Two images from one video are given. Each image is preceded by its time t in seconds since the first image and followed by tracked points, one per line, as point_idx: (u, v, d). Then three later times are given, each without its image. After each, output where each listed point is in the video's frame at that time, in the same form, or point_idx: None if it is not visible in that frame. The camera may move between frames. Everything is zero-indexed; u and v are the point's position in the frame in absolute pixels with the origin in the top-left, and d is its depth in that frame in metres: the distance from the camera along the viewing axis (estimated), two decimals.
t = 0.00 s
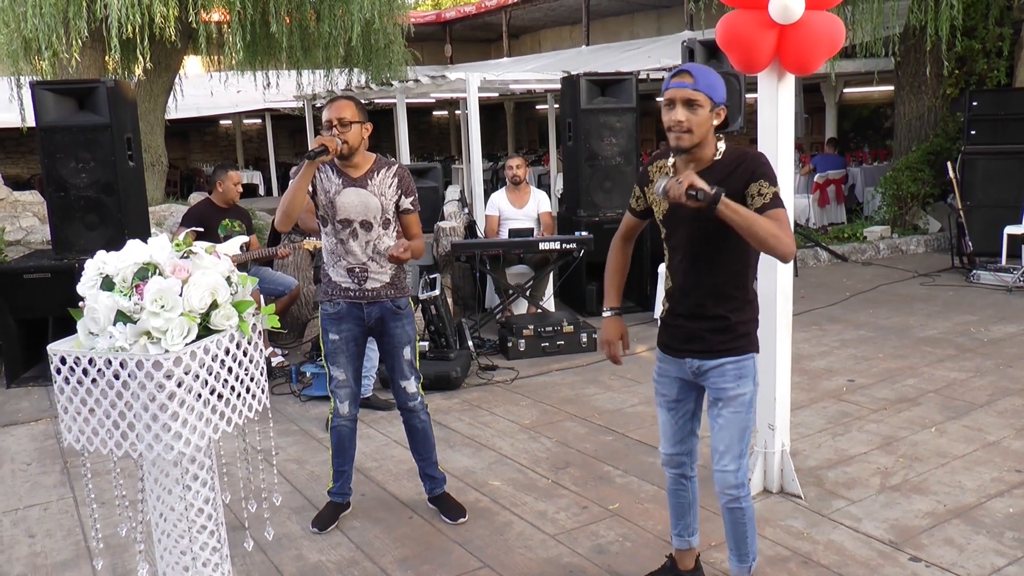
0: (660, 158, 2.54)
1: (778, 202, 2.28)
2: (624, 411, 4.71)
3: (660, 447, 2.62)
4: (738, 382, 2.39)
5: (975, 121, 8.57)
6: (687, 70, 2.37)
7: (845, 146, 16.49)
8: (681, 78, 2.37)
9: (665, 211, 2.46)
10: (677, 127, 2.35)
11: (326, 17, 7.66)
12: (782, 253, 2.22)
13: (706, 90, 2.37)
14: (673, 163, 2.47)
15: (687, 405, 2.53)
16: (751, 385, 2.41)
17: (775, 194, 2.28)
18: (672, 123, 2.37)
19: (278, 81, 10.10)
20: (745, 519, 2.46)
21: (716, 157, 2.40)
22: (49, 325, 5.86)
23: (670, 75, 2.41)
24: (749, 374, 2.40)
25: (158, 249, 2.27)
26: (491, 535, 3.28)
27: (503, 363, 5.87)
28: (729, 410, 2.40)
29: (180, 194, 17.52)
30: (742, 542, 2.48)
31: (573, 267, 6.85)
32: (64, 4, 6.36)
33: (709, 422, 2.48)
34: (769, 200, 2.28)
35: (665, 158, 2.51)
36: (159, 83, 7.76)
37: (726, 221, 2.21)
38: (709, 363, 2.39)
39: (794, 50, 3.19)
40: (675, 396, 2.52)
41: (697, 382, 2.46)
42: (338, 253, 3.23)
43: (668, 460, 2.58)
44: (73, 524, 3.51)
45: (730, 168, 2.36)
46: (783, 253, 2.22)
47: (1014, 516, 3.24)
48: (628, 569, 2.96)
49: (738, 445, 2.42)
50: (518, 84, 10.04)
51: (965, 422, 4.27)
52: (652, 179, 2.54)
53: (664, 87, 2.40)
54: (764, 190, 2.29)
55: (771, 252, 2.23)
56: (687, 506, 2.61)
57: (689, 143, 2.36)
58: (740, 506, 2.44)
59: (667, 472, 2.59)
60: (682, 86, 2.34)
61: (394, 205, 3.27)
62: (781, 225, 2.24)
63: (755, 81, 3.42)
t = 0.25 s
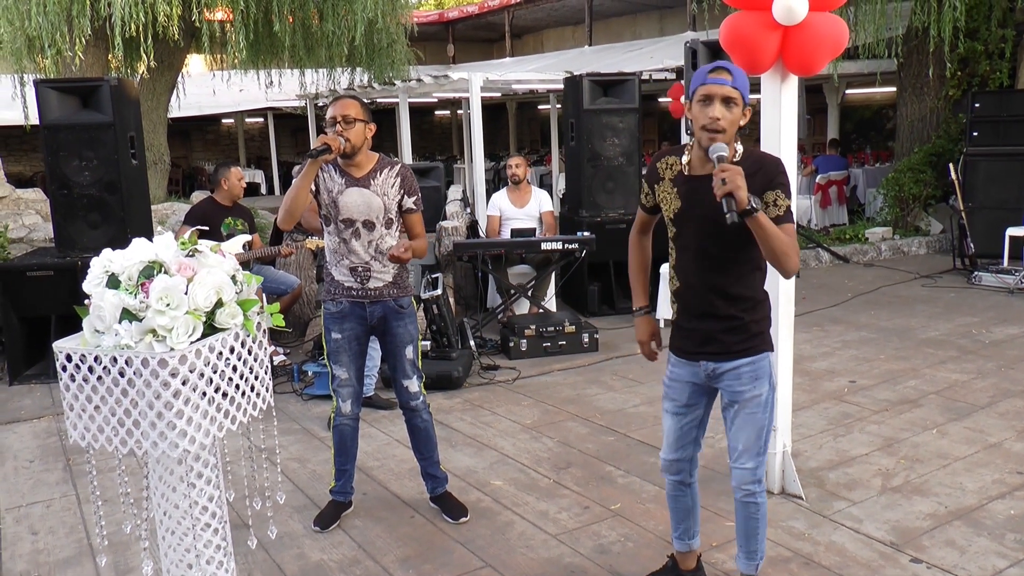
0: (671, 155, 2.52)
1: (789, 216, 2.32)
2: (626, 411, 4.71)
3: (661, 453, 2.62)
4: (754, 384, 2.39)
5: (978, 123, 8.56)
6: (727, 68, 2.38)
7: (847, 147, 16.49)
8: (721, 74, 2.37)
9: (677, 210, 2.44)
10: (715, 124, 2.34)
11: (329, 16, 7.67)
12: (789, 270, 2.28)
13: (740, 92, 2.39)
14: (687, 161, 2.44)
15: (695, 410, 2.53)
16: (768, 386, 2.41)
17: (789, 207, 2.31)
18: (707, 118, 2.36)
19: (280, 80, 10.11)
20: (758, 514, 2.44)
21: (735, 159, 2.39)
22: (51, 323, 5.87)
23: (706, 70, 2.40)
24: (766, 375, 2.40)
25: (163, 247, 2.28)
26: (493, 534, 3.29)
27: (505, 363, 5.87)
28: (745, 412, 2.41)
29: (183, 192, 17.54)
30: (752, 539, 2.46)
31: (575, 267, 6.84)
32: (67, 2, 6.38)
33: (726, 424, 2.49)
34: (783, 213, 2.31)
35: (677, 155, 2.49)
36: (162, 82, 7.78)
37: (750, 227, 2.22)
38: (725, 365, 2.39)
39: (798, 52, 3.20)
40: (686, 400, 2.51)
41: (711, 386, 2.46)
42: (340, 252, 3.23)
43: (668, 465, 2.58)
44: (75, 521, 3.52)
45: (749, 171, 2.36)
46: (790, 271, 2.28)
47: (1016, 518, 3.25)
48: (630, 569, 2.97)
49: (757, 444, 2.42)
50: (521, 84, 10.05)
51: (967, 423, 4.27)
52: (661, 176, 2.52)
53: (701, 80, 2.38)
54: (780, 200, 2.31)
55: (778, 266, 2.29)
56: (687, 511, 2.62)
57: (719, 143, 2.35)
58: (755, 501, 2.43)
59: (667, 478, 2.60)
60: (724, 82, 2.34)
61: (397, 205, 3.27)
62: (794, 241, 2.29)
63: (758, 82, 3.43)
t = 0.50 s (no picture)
0: (677, 159, 2.52)
1: (795, 222, 2.32)
2: (627, 412, 4.71)
3: (643, 456, 2.59)
4: (763, 387, 2.40)
5: (979, 123, 8.56)
6: (742, 75, 2.38)
7: (848, 147, 16.49)
8: (736, 81, 2.37)
9: (683, 214, 2.45)
10: (727, 132, 2.35)
11: (330, 18, 7.68)
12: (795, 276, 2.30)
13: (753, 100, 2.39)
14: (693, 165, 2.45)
15: (691, 415, 2.51)
16: (776, 388, 2.42)
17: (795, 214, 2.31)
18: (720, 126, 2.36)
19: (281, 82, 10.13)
20: (767, 510, 2.44)
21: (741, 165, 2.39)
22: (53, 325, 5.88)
23: (721, 76, 2.40)
24: (774, 377, 2.40)
25: (164, 249, 2.29)
26: (494, 535, 3.29)
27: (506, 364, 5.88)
28: (756, 415, 2.41)
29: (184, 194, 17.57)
30: (759, 535, 2.46)
31: (576, 269, 6.85)
32: (68, 5, 6.39)
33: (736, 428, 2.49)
34: (789, 219, 2.31)
35: (682, 160, 2.49)
36: (163, 84, 7.79)
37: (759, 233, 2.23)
38: (734, 370, 2.40)
39: (798, 52, 3.20)
40: (685, 405, 2.49)
41: (717, 391, 2.46)
42: (342, 253, 3.24)
43: (652, 471, 2.55)
44: (77, 523, 3.52)
45: (755, 177, 2.37)
46: (797, 276, 2.30)
47: (1017, 518, 3.25)
48: (631, 570, 2.97)
49: (770, 445, 2.41)
50: (521, 86, 10.06)
51: (968, 424, 4.27)
52: (667, 180, 2.53)
53: (716, 86, 2.38)
54: (786, 207, 2.31)
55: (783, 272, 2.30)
56: (675, 514, 2.61)
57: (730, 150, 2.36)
58: (767, 496, 2.42)
59: (650, 483, 2.57)
60: (740, 91, 2.34)
61: (398, 207, 3.28)
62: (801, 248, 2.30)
63: (759, 83, 3.43)
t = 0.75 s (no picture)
0: (672, 162, 2.52)
1: (787, 228, 2.32)
2: (627, 413, 4.71)
3: (646, 465, 2.58)
4: (758, 388, 2.40)
5: (978, 123, 8.57)
6: (742, 82, 2.37)
7: (848, 147, 16.49)
8: (736, 88, 2.37)
9: (677, 216, 2.44)
10: (726, 137, 2.35)
11: (330, 20, 7.69)
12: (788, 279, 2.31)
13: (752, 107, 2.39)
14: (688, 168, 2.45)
15: (689, 420, 2.51)
16: (772, 389, 2.43)
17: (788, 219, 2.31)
18: (719, 132, 2.36)
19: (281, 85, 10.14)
20: (769, 508, 2.44)
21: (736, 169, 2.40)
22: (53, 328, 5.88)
23: (721, 81, 2.40)
24: (769, 378, 2.41)
25: (163, 252, 2.29)
26: (494, 537, 3.29)
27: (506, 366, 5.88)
28: (752, 416, 2.42)
29: (184, 197, 17.58)
30: (760, 535, 2.46)
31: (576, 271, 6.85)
32: (68, 8, 6.40)
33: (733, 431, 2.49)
34: (782, 224, 2.31)
35: (678, 163, 2.50)
36: (163, 87, 7.80)
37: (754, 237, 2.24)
38: (728, 372, 2.40)
39: (797, 53, 3.20)
40: (682, 410, 2.49)
41: (712, 394, 2.46)
42: (341, 255, 3.24)
43: (654, 478, 2.54)
44: (78, 526, 3.52)
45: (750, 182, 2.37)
46: (790, 280, 2.31)
47: (1017, 518, 3.25)
48: (631, 571, 2.97)
49: (768, 444, 2.42)
50: (521, 87, 10.07)
51: (969, 423, 4.27)
52: (660, 182, 2.52)
53: (716, 92, 2.37)
54: (779, 211, 2.31)
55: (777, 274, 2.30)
56: (678, 520, 2.61)
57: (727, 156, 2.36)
58: (767, 494, 2.43)
59: (654, 491, 2.56)
60: (739, 98, 2.34)
61: (398, 210, 3.28)
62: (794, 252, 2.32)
63: (757, 84, 3.43)
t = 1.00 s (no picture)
0: (667, 158, 2.52)
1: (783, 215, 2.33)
2: (628, 415, 4.72)
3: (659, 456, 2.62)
4: (747, 384, 2.41)
5: (980, 126, 8.58)
6: (721, 74, 2.40)
7: (849, 151, 16.50)
8: (716, 80, 2.39)
9: (673, 211, 2.44)
10: (711, 130, 2.35)
11: (332, 21, 7.70)
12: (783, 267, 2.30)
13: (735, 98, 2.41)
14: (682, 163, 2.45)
15: (689, 412, 2.53)
16: (760, 386, 2.43)
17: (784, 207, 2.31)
18: (704, 124, 2.37)
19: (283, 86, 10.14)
20: (756, 513, 2.45)
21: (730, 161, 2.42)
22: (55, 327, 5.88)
23: (701, 75, 2.42)
24: (758, 374, 2.42)
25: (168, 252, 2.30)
26: (495, 538, 3.29)
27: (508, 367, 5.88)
28: (739, 412, 2.42)
29: (185, 198, 17.58)
30: (751, 539, 2.46)
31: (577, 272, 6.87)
32: (71, 8, 6.40)
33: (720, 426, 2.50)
34: (777, 212, 2.31)
35: (672, 158, 2.50)
36: (165, 87, 7.81)
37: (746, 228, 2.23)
38: (716, 366, 2.41)
39: (799, 55, 3.21)
40: (679, 402, 2.51)
41: (703, 387, 2.47)
42: (343, 256, 3.25)
43: (668, 469, 2.58)
44: (79, 525, 3.53)
45: (745, 174, 2.39)
46: (784, 268, 2.30)
47: (1018, 521, 3.25)
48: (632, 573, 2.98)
49: (753, 443, 2.42)
50: (523, 89, 10.08)
51: (969, 427, 4.28)
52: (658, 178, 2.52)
53: (696, 87, 2.40)
54: (774, 200, 2.32)
55: (773, 263, 2.31)
56: (688, 514, 2.62)
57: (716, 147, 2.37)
58: (752, 500, 2.44)
59: (667, 481, 2.60)
60: (719, 89, 2.36)
61: (400, 211, 3.29)
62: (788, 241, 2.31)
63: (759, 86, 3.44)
